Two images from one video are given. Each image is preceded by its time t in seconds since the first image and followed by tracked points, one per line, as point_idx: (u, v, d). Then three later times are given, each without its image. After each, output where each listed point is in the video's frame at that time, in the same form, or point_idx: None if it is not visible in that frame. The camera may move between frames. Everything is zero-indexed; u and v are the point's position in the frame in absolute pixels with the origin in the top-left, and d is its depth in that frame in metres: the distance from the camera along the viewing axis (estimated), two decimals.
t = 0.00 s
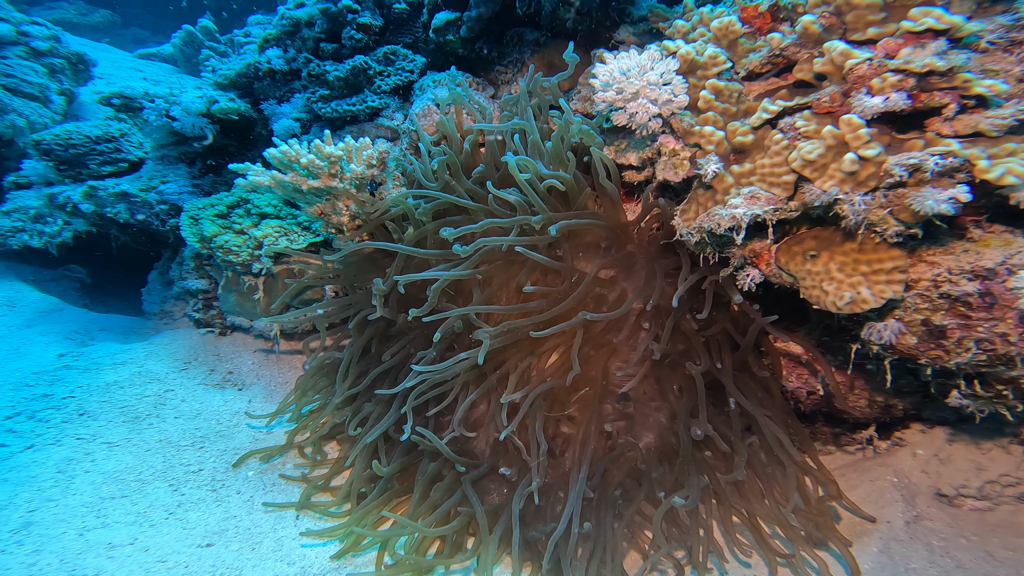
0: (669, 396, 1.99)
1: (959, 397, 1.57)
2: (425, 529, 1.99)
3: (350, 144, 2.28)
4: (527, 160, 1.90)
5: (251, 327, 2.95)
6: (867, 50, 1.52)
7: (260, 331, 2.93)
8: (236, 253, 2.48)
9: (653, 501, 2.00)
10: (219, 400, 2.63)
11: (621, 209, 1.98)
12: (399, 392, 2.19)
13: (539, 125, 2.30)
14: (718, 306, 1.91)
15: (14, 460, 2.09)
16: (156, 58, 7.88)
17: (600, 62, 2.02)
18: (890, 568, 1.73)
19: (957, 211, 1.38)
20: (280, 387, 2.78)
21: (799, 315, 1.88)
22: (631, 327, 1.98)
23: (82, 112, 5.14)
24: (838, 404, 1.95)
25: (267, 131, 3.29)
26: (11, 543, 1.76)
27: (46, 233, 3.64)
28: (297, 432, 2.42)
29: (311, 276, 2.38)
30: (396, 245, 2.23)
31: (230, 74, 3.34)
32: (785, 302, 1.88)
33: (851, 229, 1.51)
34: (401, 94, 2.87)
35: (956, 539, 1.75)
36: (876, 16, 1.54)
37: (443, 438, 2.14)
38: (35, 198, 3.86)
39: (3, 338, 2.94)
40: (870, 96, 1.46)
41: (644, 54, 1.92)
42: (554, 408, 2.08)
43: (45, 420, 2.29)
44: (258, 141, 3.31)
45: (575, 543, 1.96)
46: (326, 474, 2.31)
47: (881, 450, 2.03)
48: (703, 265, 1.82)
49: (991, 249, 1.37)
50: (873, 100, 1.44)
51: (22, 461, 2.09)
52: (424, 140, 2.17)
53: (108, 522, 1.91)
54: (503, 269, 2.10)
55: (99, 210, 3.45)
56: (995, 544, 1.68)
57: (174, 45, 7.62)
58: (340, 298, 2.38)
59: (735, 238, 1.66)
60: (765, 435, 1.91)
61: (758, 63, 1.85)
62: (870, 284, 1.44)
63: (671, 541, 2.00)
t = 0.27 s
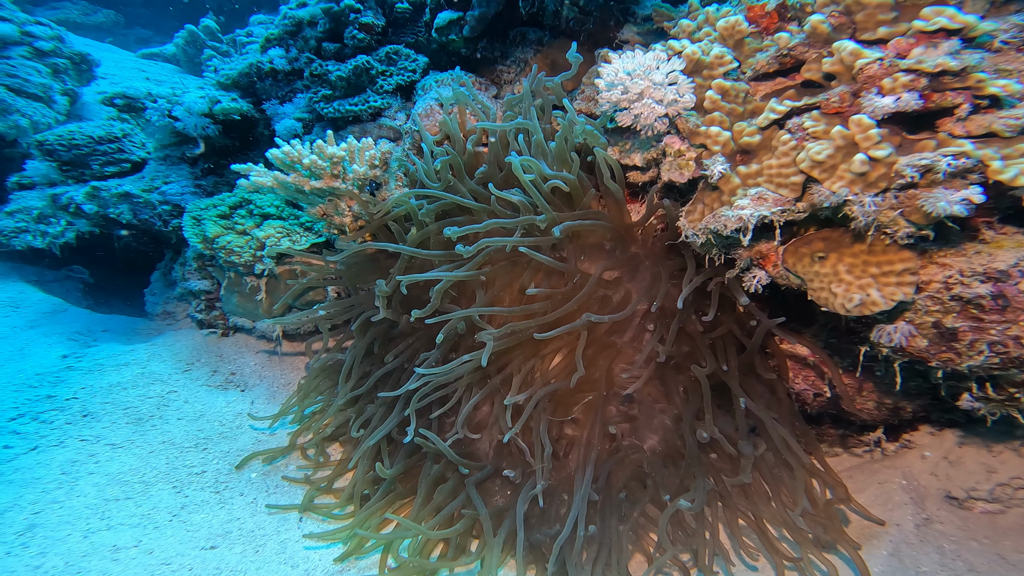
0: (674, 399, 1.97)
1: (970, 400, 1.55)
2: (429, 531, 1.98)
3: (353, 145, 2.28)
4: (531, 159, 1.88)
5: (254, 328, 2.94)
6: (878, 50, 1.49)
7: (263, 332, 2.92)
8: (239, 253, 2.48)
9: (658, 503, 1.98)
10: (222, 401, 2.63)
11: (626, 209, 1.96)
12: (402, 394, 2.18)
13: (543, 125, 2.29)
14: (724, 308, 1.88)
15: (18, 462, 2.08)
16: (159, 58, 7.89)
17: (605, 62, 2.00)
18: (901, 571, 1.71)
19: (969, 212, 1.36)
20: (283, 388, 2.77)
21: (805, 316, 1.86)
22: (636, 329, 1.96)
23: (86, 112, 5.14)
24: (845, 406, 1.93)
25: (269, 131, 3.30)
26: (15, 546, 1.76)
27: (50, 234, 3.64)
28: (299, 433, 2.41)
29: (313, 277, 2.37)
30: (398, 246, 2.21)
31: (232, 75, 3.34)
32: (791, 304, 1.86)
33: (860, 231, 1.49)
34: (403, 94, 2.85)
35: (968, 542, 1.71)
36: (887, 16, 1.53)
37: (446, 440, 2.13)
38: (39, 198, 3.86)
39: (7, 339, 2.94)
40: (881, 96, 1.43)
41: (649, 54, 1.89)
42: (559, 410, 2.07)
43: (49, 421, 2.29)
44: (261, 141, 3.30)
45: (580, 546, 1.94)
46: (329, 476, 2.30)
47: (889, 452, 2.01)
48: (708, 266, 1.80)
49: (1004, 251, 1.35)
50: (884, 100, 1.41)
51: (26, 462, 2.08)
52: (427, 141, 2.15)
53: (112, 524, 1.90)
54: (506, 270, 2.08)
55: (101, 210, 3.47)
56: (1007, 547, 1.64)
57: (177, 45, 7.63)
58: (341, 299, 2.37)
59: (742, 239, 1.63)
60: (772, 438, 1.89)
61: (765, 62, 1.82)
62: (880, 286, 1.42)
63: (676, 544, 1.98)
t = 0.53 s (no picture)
0: (681, 399, 1.95)
1: (984, 401, 1.53)
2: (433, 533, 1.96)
3: (355, 142, 2.26)
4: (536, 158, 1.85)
5: (255, 327, 2.92)
6: (891, 47, 1.48)
7: (264, 332, 2.89)
8: (240, 253, 2.45)
9: (664, 505, 1.96)
10: (223, 401, 2.61)
11: (631, 208, 1.93)
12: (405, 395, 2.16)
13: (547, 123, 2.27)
14: (731, 307, 1.86)
15: (19, 463, 2.06)
16: (159, 56, 7.85)
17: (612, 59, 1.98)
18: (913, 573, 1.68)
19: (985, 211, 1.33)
20: (285, 388, 2.75)
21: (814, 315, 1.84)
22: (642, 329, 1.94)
23: (85, 110, 5.11)
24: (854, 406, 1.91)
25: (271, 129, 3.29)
26: (17, 548, 1.74)
27: (49, 233, 3.57)
28: (301, 434, 2.39)
29: (315, 276, 2.35)
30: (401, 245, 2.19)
31: (233, 72, 3.30)
32: (799, 303, 1.83)
33: (872, 229, 1.47)
34: (406, 92, 2.82)
35: (980, 544, 1.69)
36: (901, 12, 1.51)
37: (450, 441, 2.11)
38: (39, 197, 3.83)
39: (7, 339, 2.92)
40: (895, 93, 1.42)
41: (656, 51, 1.87)
42: (564, 410, 2.05)
43: (50, 422, 2.27)
44: (261, 140, 3.28)
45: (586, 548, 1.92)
46: (332, 477, 2.28)
47: (898, 453, 1.99)
48: (715, 265, 1.78)
49: (1020, 250, 1.33)
50: (898, 97, 1.39)
51: (27, 463, 2.06)
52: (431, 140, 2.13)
53: (115, 525, 1.88)
54: (510, 269, 2.06)
55: (101, 208, 3.46)
56: (1021, 548, 1.60)
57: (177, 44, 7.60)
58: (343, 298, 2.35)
59: (750, 238, 1.61)
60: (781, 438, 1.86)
61: (774, 60, 1.79)
62: (893, 286, 1.40)
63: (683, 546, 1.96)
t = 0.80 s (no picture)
0: (691, 393, 1.92)
1: (1006, 394, 1.51)
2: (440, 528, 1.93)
3: (361, 134, 2.22)
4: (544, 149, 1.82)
5: (259, 321, 2.90)
6: (915, 34, 1.43)
7: (268, 326, 2.87)
8: (245, 245, 2.43)
9: (674, 501, 1.93)
10: (228, 396, 2.59)
11: (640, 200, 1.89)
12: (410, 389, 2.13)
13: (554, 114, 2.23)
14: (742, 299, 1.83)
15: (24, 457, 2.04)
16: (162, 51, 7.84)
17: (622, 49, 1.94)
18: (931, 569, 1.65)
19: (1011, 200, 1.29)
20: (289, 382, 2.73)
21: (828, 308, 1.81)
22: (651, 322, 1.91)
23: (89, 104, 5.10)
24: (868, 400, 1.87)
25: (274, 122, 3.28)
26: (23, 542, 1.72)
27: (54, 226, 3.59)
28: (306, 428, 2.37)
29: (320, 270, 2.32)
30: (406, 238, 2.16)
31: (236, 65, 3.27)
32: (813, 295, 1.80)
33: (892, 218, 1.43)
34: (410, 85, 2.80)
35: (1000, 539, 1.64)
36: None
37: (456, 435, 2.08)
38: (43, 190, 3.82)
39: (12, 333, 2.91)
40: (918, 80, 1.38)
41: (668, 40, 1.83)
42: (571, 404, 2.02)
43: (55, 416, 2.25)
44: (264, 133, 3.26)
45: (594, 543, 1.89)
46: (337, 472, 2.26)
47: (914, 448, 1.97)
48: (727, 257, 1.74)
49: None
50: (921, 84, 1.35)
51: (33, 457, 2.05)
52: (437, 131, 2.09)
53: (121, 520, 1.86)
54: (517, 262, 2.03)
55: (105, 201, 3.46)
56: None
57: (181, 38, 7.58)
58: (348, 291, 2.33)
59: (764, 229, 1.57)
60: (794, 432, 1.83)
61: (790, 48, 1.75)
62: (913, 275, 1.37)
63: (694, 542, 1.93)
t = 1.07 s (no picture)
0: (695, 382, 1.89)
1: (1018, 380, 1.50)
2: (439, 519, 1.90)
3: (358, 120, 2.20)
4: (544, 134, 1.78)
5: (255, 312, 2.85)
6: (930, 11, 1.39)
7: (265, 316, 2.83)
8: (240, 234, 2.40)
9: (678, 492, 1.90)
10: (223, 387, 2.55)
11: (643, 185, 1.85)
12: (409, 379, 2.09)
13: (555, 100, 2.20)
14: (748, 285, 1.79)
15: (15, 449, 2.00)
16: (156, 42, 7.75)
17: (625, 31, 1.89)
18: (938, 561, 1.64)
19: None
20: (286, 373, 2.69)
21: (834, 294, 1.78)
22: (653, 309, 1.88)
23: (81, 94, 5.03)
24: (875, 389, 1.84)
25: (270, 110, 3.22)
26: (12, 534, 1.69)
27: (46, 216, 3.53)
28: (303, 420, 2.33)
29: (317, 258, 2.28)
30: (406, 224, 2.13)
31: (231, 52, 3.21)
32: (819, 281, 1.77)
33: (903, 201, 1.39)
34: (408, 72, 2.75)
35: (1008, 531, 1.63)
36: None
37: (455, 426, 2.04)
38: (34, 179, 3.75)
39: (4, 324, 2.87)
40: (932, 60, 1.35)
41: (672, 21, 1.78)
42: (573, 394, 1.99)
43: (46, 407, 2.21)
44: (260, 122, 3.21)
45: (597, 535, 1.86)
46: (335, 463, 2.23)
47: (920, 438, 1.93)
48: (731, 242, 1.71)
49: None
50: (935, 64, 1.33)
51: (23, 449, 2.01)
52: (436, 117, 2.05)
53: (113, 511, 1.83)
54: (517, 249, 1.99)
55: (99, 190, 3.42)
56: None
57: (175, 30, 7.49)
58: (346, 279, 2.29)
59: (771, 212, 1.53)
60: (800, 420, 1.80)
61: (797, 30, 1.72)
62: (924, 258, 1.33)
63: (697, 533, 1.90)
